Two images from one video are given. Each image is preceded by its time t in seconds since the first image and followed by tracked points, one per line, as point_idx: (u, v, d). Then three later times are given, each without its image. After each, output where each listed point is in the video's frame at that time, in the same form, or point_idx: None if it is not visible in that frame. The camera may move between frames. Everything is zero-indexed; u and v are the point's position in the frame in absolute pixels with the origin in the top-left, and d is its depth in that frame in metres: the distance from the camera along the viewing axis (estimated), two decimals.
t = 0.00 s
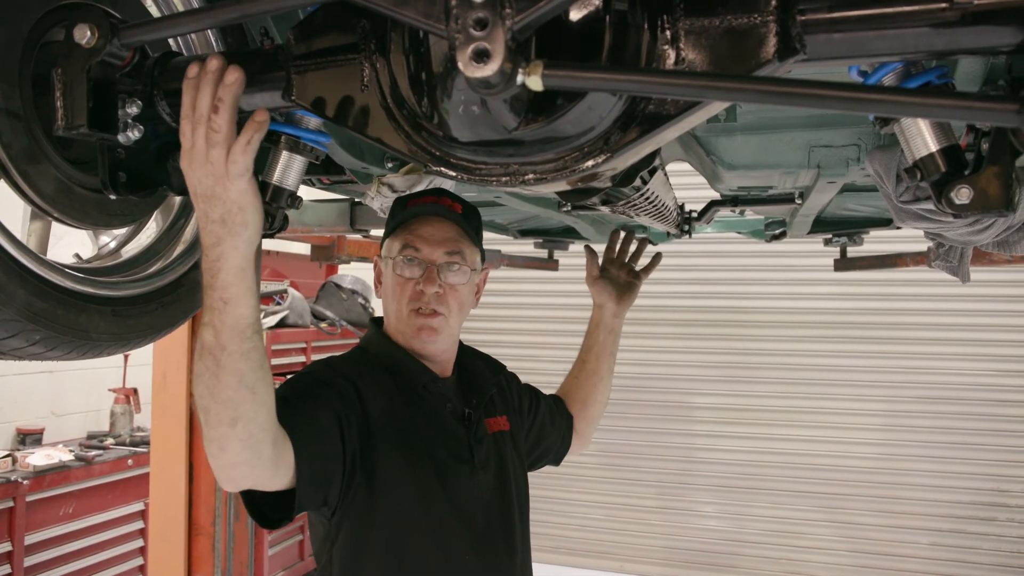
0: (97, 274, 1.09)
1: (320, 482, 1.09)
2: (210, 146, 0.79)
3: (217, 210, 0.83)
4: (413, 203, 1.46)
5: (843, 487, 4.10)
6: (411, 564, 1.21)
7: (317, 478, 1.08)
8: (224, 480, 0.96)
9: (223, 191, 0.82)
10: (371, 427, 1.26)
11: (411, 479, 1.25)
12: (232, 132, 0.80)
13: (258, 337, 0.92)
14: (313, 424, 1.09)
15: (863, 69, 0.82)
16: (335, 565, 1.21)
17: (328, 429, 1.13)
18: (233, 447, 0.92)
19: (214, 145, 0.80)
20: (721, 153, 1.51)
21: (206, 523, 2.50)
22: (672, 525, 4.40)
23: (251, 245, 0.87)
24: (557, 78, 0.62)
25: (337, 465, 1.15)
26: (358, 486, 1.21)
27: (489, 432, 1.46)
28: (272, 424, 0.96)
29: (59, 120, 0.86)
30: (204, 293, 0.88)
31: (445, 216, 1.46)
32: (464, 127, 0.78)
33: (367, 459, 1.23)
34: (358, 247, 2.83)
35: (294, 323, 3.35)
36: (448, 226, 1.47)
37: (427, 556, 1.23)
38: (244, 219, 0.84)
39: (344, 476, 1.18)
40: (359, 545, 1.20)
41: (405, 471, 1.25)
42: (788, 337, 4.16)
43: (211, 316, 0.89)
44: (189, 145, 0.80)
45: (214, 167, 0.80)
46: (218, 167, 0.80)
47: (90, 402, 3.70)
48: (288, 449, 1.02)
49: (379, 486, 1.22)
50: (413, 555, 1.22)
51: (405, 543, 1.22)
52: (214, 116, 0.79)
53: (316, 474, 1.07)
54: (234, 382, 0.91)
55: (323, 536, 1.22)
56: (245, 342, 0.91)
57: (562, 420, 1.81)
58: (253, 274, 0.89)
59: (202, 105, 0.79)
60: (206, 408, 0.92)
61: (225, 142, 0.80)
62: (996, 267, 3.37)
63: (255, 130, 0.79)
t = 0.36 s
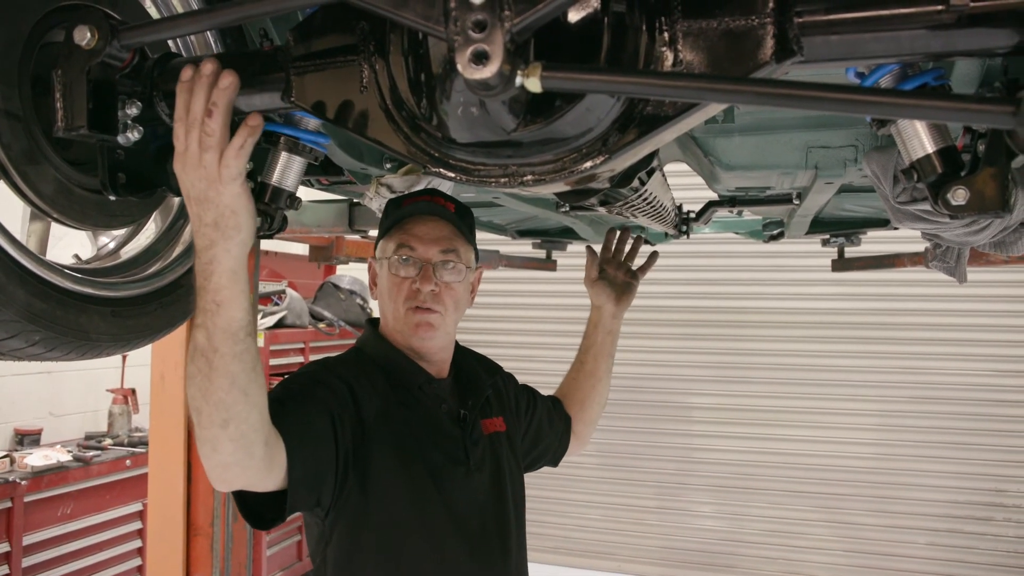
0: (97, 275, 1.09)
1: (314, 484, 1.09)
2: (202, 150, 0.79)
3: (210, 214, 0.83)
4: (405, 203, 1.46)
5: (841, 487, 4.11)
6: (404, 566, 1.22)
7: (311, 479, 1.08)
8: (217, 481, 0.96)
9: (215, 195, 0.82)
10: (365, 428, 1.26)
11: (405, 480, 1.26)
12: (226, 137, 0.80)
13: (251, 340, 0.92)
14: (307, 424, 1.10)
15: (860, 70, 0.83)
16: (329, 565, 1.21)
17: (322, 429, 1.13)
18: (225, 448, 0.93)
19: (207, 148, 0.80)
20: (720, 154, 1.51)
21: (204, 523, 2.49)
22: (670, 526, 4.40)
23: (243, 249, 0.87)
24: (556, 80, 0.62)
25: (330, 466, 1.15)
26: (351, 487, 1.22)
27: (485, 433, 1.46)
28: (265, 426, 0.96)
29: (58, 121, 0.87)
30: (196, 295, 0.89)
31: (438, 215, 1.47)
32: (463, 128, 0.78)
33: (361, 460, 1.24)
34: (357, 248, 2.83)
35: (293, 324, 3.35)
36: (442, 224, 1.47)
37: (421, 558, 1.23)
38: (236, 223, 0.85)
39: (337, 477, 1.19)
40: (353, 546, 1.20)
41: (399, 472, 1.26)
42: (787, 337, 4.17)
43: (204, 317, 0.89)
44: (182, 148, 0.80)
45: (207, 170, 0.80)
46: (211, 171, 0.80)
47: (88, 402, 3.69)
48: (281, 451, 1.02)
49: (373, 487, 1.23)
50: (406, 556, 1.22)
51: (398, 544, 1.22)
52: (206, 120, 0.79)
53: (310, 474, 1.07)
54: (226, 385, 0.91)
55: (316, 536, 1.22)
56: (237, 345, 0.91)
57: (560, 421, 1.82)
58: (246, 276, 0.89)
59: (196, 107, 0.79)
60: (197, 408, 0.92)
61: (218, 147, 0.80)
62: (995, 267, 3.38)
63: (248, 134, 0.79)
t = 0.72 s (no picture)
0: (99, 277, 1.10)
1: (317, 488, 1.09)
2: (215, 149, 0.80)
3: (219, 215, 0.84)
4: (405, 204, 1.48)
5: (842, 491, 4.10)
6: (406, 570, 1.22)
7: (314, 483, 1.08)
8: (219, 484, 0.96)
9: (225, 197, 0.82)
10: (368, 432, 1.26)
11: (407, 485, 1.26)
12: (238, 138, 0.80)
13: (255, 342, 0.92)
14: (310, 427, 1.10)
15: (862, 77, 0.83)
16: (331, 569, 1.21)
17: (325, 433, 1.13)
18: (228, 452, 0.93)
19: (218, 149, 0.80)
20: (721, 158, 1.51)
21: (205, 525, 2.49)
22: (671, 529, 4.40)
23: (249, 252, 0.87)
24: (560, 86, 0.63)
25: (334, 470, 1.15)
26: (354, 491, 1.22)
27: (488, 437, 1.46)
28: (268, 429, 0.96)
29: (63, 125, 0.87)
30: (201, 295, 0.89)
31: (436, 210, 1.51)
32: (466, 132, 0.78)
33: (364, 464, 1.24)
34: (358, 250, 2.84)
35: (293, 326, 3.36)
36: (442, 217, 1.51)
37: (423, 562, 1.23)
38: (245, 224, 0.85)
39: (340, 481, 1.19)
40: (355, 549, 1.20)
41: (401, 476, 1.25)
42: (787, 341, 4.17)
43: (209, 318, 0.89)
44: (193, 149, 0.80)
45: (216, 171, 0.81)
46: (222, 173, 0.81)
47: (89, 403, 3.69)
48: (283, 454, 1.02)
49: (375, 491, 1.23)
50: (408, 560, 1.22)
51: (400, 548, 1.22)
52: (219, 120, 0.79)
53: (313, 478, 1.07)
54: (230, 388, 0.91)
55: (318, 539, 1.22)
56: (241, 348, 0.91)
57: (562, 426, 1.81)
58: (252, 279, 0.90)
59: (208, 109, 0.79)
60: (201, 411, 0.92)
61: (229, 149, 0.80)
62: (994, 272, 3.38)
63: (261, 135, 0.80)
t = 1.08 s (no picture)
0: (103, 277, 1.10)
1: (322, 491, 1.09)
2: (216, 158, 0.80)
3: (222, 222, 0.84)
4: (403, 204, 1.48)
5: (844, 492, 4.09)
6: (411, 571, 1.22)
7: (319, 486, 1.08)
8: (225, 491, 0.96)
9: (229, 204, 0.83)
10: (372, 434, 1.26)
11: (411, 486, 1.26)
12: (241, 146, 0.81)
13: (261, 348, 0.92)
14: (313, 429, 1.10)
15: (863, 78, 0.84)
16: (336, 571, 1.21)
17: (328, 435, 1.13)
18: (234, 458, 0.93)
19: (219, 156, 0.80)
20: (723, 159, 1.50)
21: (207, 525, 2.49)
22: (672, 530, 4.40)
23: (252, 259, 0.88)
24: (564, 88, 0.63)
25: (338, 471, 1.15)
26: (359, 493, 1.22)
27: (491, 438, 1.46)
28: (273, 434, 0.96)
29: (67, 125, 0.88)
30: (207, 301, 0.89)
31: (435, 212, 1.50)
32: (469, 134, 0.78)
33: (368, 466, 1.24)
34: (360, 250, 2.84)
35: (295, 326, 3.36)
36: (441, 219, 1.50)
37: (427, 563, 1.23)
38: (249, 231, 0.85)
39: (345, 483, 1.19)
40: (360, 552, 1.20)
41: (404, 477, 1.25)
42: (789, 341, 4.16)
43: (215, 325, 0.90)
44: (195, 156, 0.81)
45: (218, 179, 0.81)
46: (224, 180, 0.81)
47: (91, 404, 3.70)
48: (289, 458, 1.02)
49: (379, 493, 1.23)
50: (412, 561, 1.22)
51: (405, 550, 1.22)
52: (219, 129, 0.80)
53: (318, 481, 1.08)
54: (236, 394, 0.91)
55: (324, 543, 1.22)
56: (248, 353, 0.91)
57: (563, 427, 1.82)
58: (257, 284, 0.90)
59: (210, 117, 0.79)
60: (208, 418, 0.92)
61: (233, 155, 0.81)
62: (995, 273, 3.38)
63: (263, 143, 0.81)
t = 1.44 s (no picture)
0: (102, 276, 1.10)
1: (322, 490, 1.10)
2: (228, 154, 0.80)
3: (231, 219, 0.84)
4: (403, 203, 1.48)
5: (841, 493, 4.10)
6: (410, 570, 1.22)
7: (320, 485, 1.08)
8: (227, 487, 0.96)
9: (238, 201, 0.82)
10: (372, 433, 1.26)
11: (410, 485, 1.26)
12: (252, 144, 0.81)
13: (266, 346, 0.92)
14: (314, 427, 1.10)
15: (863, 80, 0.84)
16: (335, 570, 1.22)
17: (329, 434, 1.13)
18: (237, 456, 0.93)
19: (230, 153, 0.80)
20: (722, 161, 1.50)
21: (204, 524, 2.49)
22: (669, 530, 4.41)
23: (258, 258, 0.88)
24: (563, 88, 0.63)
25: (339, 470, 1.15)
26: (358, 492, 1.22)
27: (489, 438, 1.46)
28: (276, 432, 0.96)
29: (66, 124, 0.87)
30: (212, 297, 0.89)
31: (436, 211, 1.50)
32: (468, 133, 0.79)
33: (368, 465, 1.24)
34: (358, 250, 2.84)
35: (292, 325, 3.35)
36: (441, 219, 1.50)
37: (426, 562, 1.23)
38: (257, 229, 0.85)
39: (345, 482, 1.19)
40: (359, 551, 1.20)
41: (405, 476, 1.26)
42: (787, 342, 4.17)
43: (220, 322, 0.90)
44: (206, 153, 0.80)
45: (229, 176, 0.81)
46: (234, 178, 0.81)
47: (88, 402, 3.69)
48: (290, 456, 1.02)
49: (379, 492, 1.23)
50: (411, 561, 1.22)
51: (404, 549, 1.22)
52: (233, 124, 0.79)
53: (319, 481, 1.08)
54: (240, 391, 0.91)
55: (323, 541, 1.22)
56: (252, 352, 0.91)
57: (563, 427, 1.82)
58: (263, 282, 0.90)
59: (222, 113, 0.79)
60: (210, 415, 0.92)
61: (243, 153, 0.80)
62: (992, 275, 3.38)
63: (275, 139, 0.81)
